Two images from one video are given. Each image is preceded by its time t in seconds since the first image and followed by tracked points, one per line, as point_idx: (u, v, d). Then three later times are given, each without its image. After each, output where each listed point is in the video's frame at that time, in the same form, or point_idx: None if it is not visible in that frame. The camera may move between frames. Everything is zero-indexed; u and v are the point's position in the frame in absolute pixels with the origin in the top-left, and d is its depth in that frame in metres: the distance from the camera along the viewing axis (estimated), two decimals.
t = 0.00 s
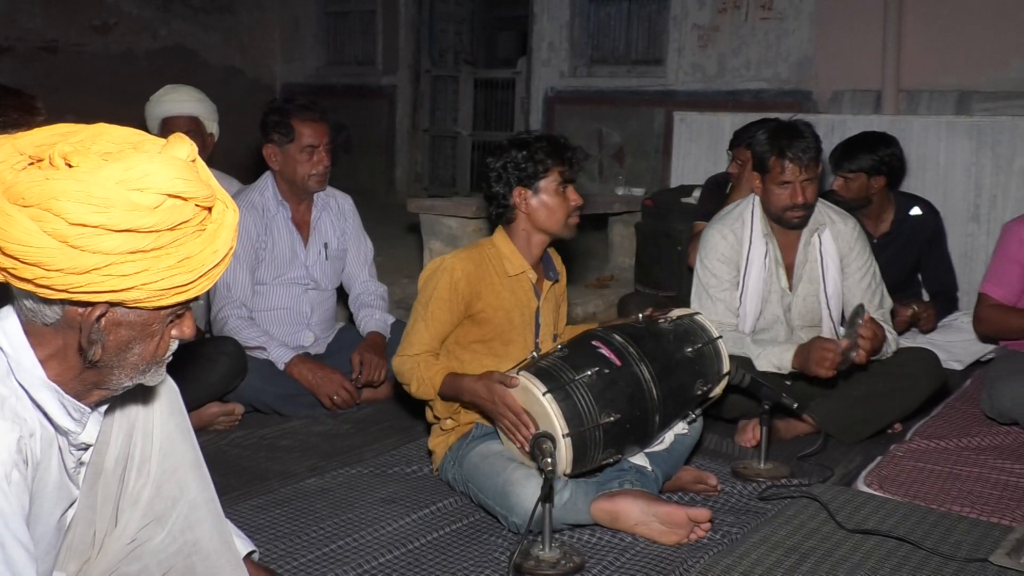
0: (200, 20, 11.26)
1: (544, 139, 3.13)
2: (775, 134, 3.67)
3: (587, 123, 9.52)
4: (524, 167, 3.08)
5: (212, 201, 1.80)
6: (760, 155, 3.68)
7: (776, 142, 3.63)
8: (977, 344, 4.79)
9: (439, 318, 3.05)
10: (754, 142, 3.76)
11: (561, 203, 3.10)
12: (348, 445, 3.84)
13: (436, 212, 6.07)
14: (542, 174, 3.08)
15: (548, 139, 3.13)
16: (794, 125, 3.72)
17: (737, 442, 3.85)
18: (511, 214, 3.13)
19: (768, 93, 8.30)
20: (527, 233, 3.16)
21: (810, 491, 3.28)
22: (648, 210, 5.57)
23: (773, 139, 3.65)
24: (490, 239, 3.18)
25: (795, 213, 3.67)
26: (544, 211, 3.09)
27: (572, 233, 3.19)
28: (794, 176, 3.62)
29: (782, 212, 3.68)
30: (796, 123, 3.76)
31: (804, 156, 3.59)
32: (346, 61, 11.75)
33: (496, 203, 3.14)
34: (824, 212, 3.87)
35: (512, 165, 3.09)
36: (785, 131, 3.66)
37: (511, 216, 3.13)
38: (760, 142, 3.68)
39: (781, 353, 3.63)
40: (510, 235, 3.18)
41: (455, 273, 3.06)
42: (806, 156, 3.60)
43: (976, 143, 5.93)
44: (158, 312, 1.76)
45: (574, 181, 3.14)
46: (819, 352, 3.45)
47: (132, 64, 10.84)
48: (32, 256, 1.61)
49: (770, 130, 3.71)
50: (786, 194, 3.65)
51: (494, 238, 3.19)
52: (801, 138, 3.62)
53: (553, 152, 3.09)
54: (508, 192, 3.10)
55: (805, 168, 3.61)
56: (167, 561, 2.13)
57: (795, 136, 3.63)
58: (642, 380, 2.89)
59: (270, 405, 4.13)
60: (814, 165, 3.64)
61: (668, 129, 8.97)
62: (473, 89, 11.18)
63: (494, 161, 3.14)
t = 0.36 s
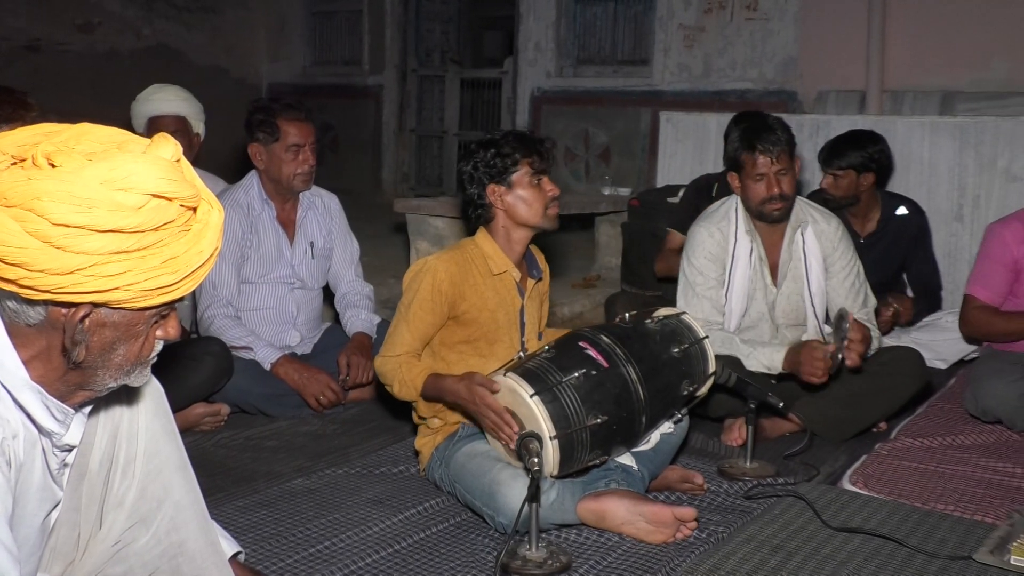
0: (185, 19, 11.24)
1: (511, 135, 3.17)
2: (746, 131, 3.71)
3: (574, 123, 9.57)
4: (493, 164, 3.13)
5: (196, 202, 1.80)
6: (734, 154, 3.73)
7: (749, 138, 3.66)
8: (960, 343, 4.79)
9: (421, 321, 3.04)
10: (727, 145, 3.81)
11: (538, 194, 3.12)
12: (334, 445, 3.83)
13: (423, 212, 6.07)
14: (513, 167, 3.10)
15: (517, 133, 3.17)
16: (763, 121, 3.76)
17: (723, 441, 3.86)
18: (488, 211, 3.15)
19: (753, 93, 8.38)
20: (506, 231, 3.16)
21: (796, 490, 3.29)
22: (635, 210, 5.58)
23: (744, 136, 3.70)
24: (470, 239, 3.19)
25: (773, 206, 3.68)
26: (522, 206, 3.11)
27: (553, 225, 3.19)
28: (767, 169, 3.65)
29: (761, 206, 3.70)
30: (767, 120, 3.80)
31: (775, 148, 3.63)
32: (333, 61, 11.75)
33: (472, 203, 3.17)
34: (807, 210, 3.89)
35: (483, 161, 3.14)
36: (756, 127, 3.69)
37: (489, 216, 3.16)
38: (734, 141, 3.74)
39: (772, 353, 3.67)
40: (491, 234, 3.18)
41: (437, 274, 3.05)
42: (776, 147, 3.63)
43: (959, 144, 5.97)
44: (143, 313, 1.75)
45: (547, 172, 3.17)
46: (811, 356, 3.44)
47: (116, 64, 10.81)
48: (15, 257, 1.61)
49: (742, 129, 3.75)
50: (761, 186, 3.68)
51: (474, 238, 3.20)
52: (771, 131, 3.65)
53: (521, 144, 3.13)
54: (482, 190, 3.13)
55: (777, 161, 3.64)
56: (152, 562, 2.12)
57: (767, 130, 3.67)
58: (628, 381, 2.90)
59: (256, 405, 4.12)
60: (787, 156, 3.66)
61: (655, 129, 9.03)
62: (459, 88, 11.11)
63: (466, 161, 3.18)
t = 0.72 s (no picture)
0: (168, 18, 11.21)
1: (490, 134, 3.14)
2: (732, 132, 3.74)
3: (559, 123, 9.63)
4: (469, 163, 3.10)
5: (179, 202, 1.79)
6: (720, 154, 3.75)
7: (734, 139, 3.69)
8: (942, 341, 4.85)
9: (399, 321, 3.05)
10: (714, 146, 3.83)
11: (510, 200, 3.11)
12: (318, 446, 3.82)
13: (407, 212, 6.07)
14: (488, 168, 3.09)
15: (495, 134, 3.14)
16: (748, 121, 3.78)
17: (708, 440, 3.87)
18: (462, 211, 3.16)
19: (738, 94, 8.46)
20: (481, 231, 3.17)
21: (780, 489, 3.31)
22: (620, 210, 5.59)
23: (729, 137, 3.73)
24: (448, 240, 3.18)
25: (762, 204, 3.69)
26: (494, 208, 3.11)
27: (522, 232, 3.19)
28: (754, 167, 3.66)
29: (750, 204, 3.70)
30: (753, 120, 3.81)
31: (761, 147, 3.66)
32: (317, 61, 11.76)
33: (446, 201, 3.18)
34: (792, 210, 3.91)
35: (459, 161, 3.11)
36: (743, 127, 3.72)
37: (461, 213, 3.17)
38: (717, 145, 3.76)
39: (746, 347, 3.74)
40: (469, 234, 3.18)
41: (415, 277, 3.06)
42: (762, 146, 3.66)
43: (941, 144, 6.01)
44: (126, 313, 1.74)
45: (523, 179, 3.15)
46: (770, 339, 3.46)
47: (99, 62, 10.76)
48: None
49: (728, 129, 3.77)
50: (750, 185, 3.69)
51: (452, 238, 3.19)
52: (755, 131, 3.68)
53: (498, 145, 3.10)
54: (455, 190, 3.14)
55: (764, 159, 3.67)
56: (134, 565, 2.10)
57: (750, 130, 3.71)
58: (612, 381, 2.91)
59: (240, 407, 4.10)
60: (773, 154, 3.69)
61: (640, 129, 9.09)
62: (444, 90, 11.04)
63: (442, 159, 3.16)
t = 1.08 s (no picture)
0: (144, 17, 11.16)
1: (458, 135, 3.15)
2: (707, 134, 3.74)
3: (538, 122, 9.71)
4: (443, 164, 3.11)
5: (153, 203, 1.77)
6: (696, 155, 3.77)
7: (711, 140, 3.70)
8: (917, 339, 4.86)
9: (382, 322, 3.02)
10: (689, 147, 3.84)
11: (487, 193, 3.14)
12: (296, 448, 3.81)
13: (385, 212, 6.07)
14: (461, 168, 3.10)
15: (465, 133, 3.16)
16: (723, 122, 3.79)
17: (685, 439, 3.89)
18: (439, 212, 3.16)
19: (715, 94, 8.57)
20: (461, 232, 3.16)
21: (758, 487, 3.32)
22: (597, 210, 5.59)
23: (706, 137, 3.73)
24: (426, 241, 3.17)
25: (738, 205, 3.71)
26: (472, 206, 3.12)
27: (502, 222, 3.23)
28: (731, 169, 3.68)
29: (726, 206, 3.72)
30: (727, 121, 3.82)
31: (737, 148, 3.66)
32: (295, 61, 11.76)
33: (423, 204, 3.17)
34: (768, 210, 3.92)
35: (432, 161, 3.12)
36: (718, 128, 3.72)
37: (439, 218, 3.17)
38: (695, 145, 3.77)
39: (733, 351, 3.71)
40: (449, 236, 3.18)
41: (399, 278, 3.03)
42: (739, 148, 3.67)
43: (915, 144, 6.06)
44: (99, 316, 1.73)
45: (497, 173, 3.18)
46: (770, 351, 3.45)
47: (74, 61, 10.68)
48: None
49: (702, 131, 3.78)
50: (726, 186, 3.70)
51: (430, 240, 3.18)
52: (732, 132, 3.68)
53: (469, 142, 3.12)
54: (432, 190, 3.13)
55: (740, 160, 3.68)
56: (108, 570, 2.07)
57: (727, 131, 3.71)
58: (592, 380, 2.91)
59: (217, 409, 4.08)
60: (749, 156, 3.71)
61: (618, 129, 9.18)
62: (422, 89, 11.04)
63: (415, 161, 3.16)
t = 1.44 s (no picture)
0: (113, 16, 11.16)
1: (434, 139, 3.10)
2: (683, 134, 3.76)
3: (512, 123, 9.82)
4: (416, 169, 3.07)
5: (122, 204, 1.76)
6: (672, 155, 3.78)
7: (687, 141, 3.72)
8: (888, 337, 4.91)
9: (353, 329, 3.04)
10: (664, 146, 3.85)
11: (457, 204, 3.09)
12: (269, 449, 3.79)
13: (358, 212, 6.07)
14: (433, 174, 3.06)
15: (439, 138, 3.10)
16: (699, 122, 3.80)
17: (659, 438, 3.91)
18: (409, 216, 3.14)
19: (688, 94, 8.71)
20: (428, 236, 3.15)
21: (731, 485, 3.35)
22: (571, 209, 5.61)
23: (682, 138, 3.75)
24: (395, 244, 3.17)
25: (713, 205, 3.72)
26: (440, 212, 3.09)
27: (469, 233, 3.17)
28: (706, 169, 3.69)
29: (701, 206, 3.74)
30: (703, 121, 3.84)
31: (714, 148, 3.68)
32: (266, 60, 11.78)
33: (393, 205, 3.16)
34: (741, 209, 3.94)
35: (404, 166, 3.09)
36: (694, 129, 3.74)
37: (407, 218, 3.15)
38: (671, 146, 3.78)
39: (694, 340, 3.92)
40: (416, 239, 3.17)
41: (361, 284, 3.05)
42: (714, 148, 3.69)
43: (885, 143, 6.12)
44: (66, 318, 1.71)
45: (470, 182, 3.12)
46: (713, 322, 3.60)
47: (40, 60, 10.72)
48: None
49: (679, 131, 3.79)
50: (702, 186, 3.71)
51: (399, 242, 3.18)
52: (708, 132, 3.70)
53: (444, 151, 3.07)
54: (401, 195, 3.11)
55: (717, 160, 3.69)
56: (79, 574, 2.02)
57: (702, 131, 3.73)
58: (565, 381, 2.92)
59: (189, 410, 4.05)
60: (725, 156, 3.72)
61: (592, 129, 9.31)
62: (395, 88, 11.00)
63: (388, 164, 3.14)
